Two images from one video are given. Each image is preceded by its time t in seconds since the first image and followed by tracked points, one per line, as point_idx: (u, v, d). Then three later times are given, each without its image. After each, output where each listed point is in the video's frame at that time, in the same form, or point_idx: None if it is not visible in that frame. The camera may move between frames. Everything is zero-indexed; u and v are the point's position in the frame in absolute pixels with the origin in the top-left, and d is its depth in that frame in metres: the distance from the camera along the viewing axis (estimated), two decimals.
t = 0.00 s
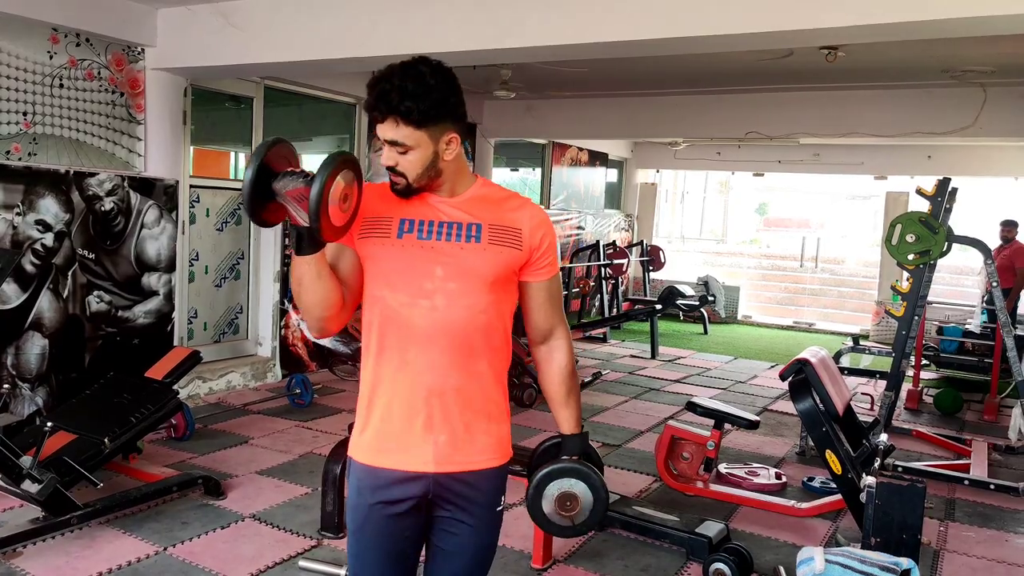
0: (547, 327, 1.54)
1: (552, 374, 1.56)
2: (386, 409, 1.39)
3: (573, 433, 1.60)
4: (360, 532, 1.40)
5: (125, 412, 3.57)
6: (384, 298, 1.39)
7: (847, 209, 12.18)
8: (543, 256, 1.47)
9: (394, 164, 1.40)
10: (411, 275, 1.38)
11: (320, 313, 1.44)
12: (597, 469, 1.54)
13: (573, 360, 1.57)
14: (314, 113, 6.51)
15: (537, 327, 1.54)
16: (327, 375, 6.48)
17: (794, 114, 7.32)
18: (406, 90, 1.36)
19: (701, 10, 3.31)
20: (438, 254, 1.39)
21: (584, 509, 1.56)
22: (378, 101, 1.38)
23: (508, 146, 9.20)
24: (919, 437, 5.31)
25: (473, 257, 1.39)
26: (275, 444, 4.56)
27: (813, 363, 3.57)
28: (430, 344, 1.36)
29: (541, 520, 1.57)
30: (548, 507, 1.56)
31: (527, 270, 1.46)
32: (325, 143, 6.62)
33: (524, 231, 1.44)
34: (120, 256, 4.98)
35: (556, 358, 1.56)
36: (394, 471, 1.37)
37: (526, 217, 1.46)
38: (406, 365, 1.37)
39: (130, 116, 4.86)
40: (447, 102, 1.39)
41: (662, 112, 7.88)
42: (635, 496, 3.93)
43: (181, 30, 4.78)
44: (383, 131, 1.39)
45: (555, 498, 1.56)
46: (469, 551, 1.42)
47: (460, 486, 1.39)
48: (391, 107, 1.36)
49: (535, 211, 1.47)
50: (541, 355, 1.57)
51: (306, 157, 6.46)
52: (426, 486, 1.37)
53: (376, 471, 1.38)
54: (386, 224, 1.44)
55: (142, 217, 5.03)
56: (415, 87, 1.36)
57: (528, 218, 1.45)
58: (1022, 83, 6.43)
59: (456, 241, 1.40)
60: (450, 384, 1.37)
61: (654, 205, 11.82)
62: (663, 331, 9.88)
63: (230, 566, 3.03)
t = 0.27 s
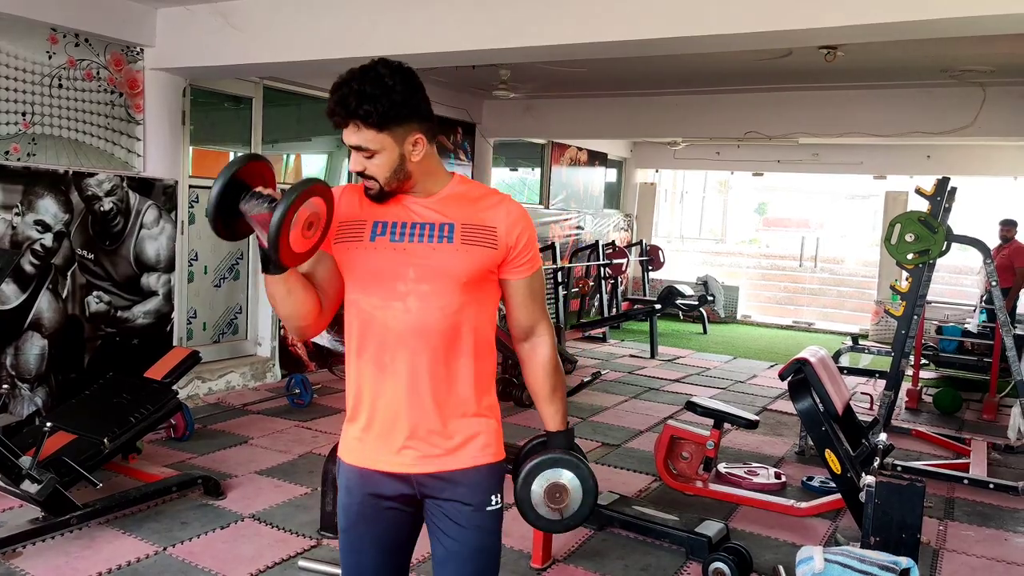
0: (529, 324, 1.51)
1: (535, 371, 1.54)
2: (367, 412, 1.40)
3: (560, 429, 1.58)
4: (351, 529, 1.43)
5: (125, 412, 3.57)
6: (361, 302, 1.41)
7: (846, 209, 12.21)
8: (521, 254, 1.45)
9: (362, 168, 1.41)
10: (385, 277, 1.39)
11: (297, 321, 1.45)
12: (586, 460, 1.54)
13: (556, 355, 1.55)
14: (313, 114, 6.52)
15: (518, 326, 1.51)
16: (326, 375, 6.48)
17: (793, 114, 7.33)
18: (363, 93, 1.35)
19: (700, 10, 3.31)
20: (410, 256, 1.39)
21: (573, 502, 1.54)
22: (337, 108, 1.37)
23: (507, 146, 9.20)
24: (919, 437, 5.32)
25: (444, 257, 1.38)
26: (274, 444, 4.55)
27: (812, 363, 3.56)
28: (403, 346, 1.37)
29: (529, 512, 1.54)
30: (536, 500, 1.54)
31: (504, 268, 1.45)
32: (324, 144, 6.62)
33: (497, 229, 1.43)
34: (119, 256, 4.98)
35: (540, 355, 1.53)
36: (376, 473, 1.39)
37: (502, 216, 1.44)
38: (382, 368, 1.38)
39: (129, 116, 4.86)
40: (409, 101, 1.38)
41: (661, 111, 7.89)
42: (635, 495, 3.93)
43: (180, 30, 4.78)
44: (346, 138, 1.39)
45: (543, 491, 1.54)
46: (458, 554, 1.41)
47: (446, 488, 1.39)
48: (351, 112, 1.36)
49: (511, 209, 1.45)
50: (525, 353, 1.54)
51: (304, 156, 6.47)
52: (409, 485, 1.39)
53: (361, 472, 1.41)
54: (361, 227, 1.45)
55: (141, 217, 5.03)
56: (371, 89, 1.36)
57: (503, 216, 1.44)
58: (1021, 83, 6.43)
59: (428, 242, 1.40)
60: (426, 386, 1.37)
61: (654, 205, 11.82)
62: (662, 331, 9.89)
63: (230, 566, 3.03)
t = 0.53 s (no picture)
0: (533, 327, 1.50)
1: (539, 375, 1.53)
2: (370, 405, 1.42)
3: (559, 440, 1.56)
4: (352, 527, 1.43)
5: (125, 412, 3.56)
6: (366, 296, 1.43)
7: (846, 209, 12.20)
8: (527, 255, 1.44)
9: (372, 168, 1.43)
10: (388, 272, 1.40)
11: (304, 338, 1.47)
12: (582, 475, 1.53)
13: (558, 363, 1.53)
14: (312, 114, 6.52)
15: (522, 328, 1.51)
16: (326, 375, 6.48)
17: (793, 114, 7.33)
18: (367, 96, 1.36)
19: (700, 10, 3.32)
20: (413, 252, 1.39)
21: (564, 515, 1.54)
22: (344, 111, 1.39)
23: (507, 147, 9.20)
24: (918, 437, 5.32)
25: (447, 254, 1.38)
26: (275, 445, 4.55)
27: (812, 363, 3.56)
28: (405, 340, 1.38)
29: (520, 521, 1.56)
30: (527, 510, 1.56)
31: (510, 267, 1.44)
32: (324, 144, 6.63)
33: (503, 228, 1.42)
34: (119, 256, 4.98)
35: (543, 359, 1.52)
36: (376, 469, 1.40)
37: (509, 216, 1.44)
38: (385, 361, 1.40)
39: (129, 116, 4.86)
40: (413, 101, 1.38)
41: (661, 111, 7.89)
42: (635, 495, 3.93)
43: (180, 30, 4.78)
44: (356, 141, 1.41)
45: (535, 502, 1.55)
46: (455, 555, 1.41)
47: (444, 489, 1.39)
48: (356, 115, 1.38)
49: (519, 210, 1.45)
50: (529, 356, 1.53)
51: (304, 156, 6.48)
52: (408, 484, 1.40)
53: (362, 468, 1.42)
54: (367, 223, 1.45)
55: (141, 217, 5.02)
56: (374, 91, 1.36)
57: (509, 216, 1.44)
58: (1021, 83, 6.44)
59: (431, 239, 1.40)
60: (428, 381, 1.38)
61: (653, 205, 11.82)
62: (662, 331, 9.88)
63: (230, 566, 3.03)
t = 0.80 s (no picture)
0: (544, 332, 1.51)
1: (550, 381, 1.52)
2: (379, 408, 1.43)
3: (570, 445, 1.53)
4: (359, 528, 1.43)
5: (126, 413, 3.56)
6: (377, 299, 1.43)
7: (846, 209, 12.19)
8: (538, 260, 1.45)
9: (388, 174, 1.43)
10: (399, 275, 1.40)
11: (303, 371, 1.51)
12: (586, 482, 1.48)
13: (569, 369, 1.53)
14: (313, 115, 6.53)
15: (533, 332, 1.51)
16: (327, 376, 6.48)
17: (794, 115, 7.33)
18: (382, 102, 1.36)
19: (701, 11, 3.32)
20: (423, 257, 1.39)
21: (569, 524, 1.50)
22: (359, 118, 1.38)
23: (507, 147, 9.21)
24: (920, 438, 5.32)
25: (459, 259, 1.38)
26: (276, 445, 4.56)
27: (813, 364, 3.56)
28: (416, 345, 1.39)
29: (526, 528, 1.53)
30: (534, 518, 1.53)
31: (521, 272, 1.44)
32: (325, 144, 6.64)
33: (515, 233, 1.42)
34: (120, 257, 4.98)
35: (553, 365, 1.52)
36: (384, 471, 1.41)
37: (521, 221, 1.44)
38: (396, 365, 1.41)
39: (131, 117, 4.86)
40: (428, 107, 1.38)
41: (661, 112, 7.89)
42: (636, 496, 3.93)
43: (181, 32, 4.79)
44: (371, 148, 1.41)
45: (541, 511, 1.52)
46: (459, 555, 1.40)
47: (450, 488, 1.39)
48: (372, 123, 1.37)
49: (531, 214, 1.44)
50: (540, 360, 1.53)
51: (305, 157, 6.48)
52: (415, 482, 1.40)
53: (370, 469, 1.42)
54: (379, 226, 1.45)
55: (142, 218, 5.03)
56: (390, 98, 1.36)
57: (521, 222, 1.43)
58: (1022, 83, 6.43)
59: (442, 244, 1.39)
60: (438, 386, 1.38)
61: (654, 205, 11.83)
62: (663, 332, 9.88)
63: (231, 567, 3.03)
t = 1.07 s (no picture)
0: (545, 333, 1.51)
1: (552, 383, 1.53)
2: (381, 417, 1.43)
3: (576, 441, 1.57)
4: (361, 530, 1.43)
5: (126, 415, 3.57)
6: (376, 309, 1.44)
7: (847, 210, 12.17)
8: (535, 265, 1.44)
9: (381, 183, 1.43)
10: (397, 286, 1.41)
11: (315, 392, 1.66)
12: (595, 479, 1.54)
13: (573, 366, 1.53)
14: (313, 116, 6.53)
15: (535, 333, 1.51)
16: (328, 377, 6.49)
17: (794, 116, 7.32)
18: (371, 112, 1.36)
19: (701, 12, 3.32)
20: (421, 268, 1.39)
21: (582, 520, 1.55)
22: (347, 130, 1.39)
23: (508, 148, 9.21)
24: (920, 438, 5.32)
25: (456, 268, 1.38)
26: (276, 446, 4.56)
27: (814, 364, 3.55)
28: (416, 355, 1.39)
29: (540, 528, 1.57)
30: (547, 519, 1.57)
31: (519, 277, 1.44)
32: (325, 145, 6.64)
33: (512, 239, 1.41)
34: (121, 258, 4.99)
35: (556, 366, 1.52)
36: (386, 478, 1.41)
37: (517, 225, 1.43)
38: (397, 375, 1.41)
39: (131, 119, 4.86)
40: (417, 114, 1.37)
41: (661, 113, 7.89)
42: (636, 497, 3.93)
43: (181, 33, 4.79)
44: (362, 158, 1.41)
45: (553, 512, 1.56)
46: (462, 557, 1.41)
47: (453, 492, 1.39)
48: (360, 133, 1.38)
49: (527, 217, 1.43)
50: (542, 362, 1.54)
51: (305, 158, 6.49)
52: (417, 487, 1.40)
53: (372, 474, 1.43)
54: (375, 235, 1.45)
55: (142, 219, 5.03)
56: (378, 108, 1.36)
57: (518, 227, 1.42)
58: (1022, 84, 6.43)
59: (439, 254, 1.39)
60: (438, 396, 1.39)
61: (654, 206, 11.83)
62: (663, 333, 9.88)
63: (232, 568, 3.03)
